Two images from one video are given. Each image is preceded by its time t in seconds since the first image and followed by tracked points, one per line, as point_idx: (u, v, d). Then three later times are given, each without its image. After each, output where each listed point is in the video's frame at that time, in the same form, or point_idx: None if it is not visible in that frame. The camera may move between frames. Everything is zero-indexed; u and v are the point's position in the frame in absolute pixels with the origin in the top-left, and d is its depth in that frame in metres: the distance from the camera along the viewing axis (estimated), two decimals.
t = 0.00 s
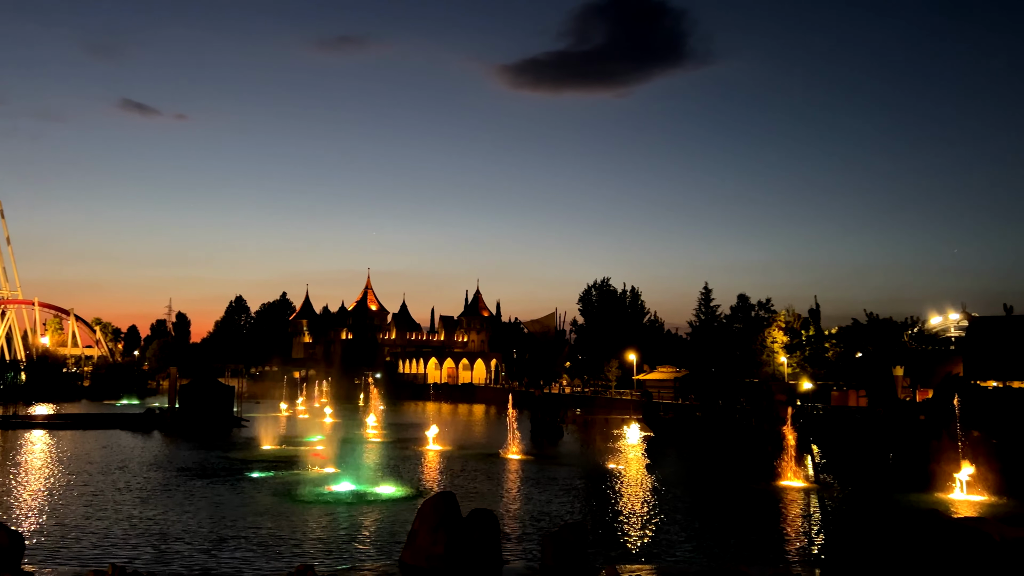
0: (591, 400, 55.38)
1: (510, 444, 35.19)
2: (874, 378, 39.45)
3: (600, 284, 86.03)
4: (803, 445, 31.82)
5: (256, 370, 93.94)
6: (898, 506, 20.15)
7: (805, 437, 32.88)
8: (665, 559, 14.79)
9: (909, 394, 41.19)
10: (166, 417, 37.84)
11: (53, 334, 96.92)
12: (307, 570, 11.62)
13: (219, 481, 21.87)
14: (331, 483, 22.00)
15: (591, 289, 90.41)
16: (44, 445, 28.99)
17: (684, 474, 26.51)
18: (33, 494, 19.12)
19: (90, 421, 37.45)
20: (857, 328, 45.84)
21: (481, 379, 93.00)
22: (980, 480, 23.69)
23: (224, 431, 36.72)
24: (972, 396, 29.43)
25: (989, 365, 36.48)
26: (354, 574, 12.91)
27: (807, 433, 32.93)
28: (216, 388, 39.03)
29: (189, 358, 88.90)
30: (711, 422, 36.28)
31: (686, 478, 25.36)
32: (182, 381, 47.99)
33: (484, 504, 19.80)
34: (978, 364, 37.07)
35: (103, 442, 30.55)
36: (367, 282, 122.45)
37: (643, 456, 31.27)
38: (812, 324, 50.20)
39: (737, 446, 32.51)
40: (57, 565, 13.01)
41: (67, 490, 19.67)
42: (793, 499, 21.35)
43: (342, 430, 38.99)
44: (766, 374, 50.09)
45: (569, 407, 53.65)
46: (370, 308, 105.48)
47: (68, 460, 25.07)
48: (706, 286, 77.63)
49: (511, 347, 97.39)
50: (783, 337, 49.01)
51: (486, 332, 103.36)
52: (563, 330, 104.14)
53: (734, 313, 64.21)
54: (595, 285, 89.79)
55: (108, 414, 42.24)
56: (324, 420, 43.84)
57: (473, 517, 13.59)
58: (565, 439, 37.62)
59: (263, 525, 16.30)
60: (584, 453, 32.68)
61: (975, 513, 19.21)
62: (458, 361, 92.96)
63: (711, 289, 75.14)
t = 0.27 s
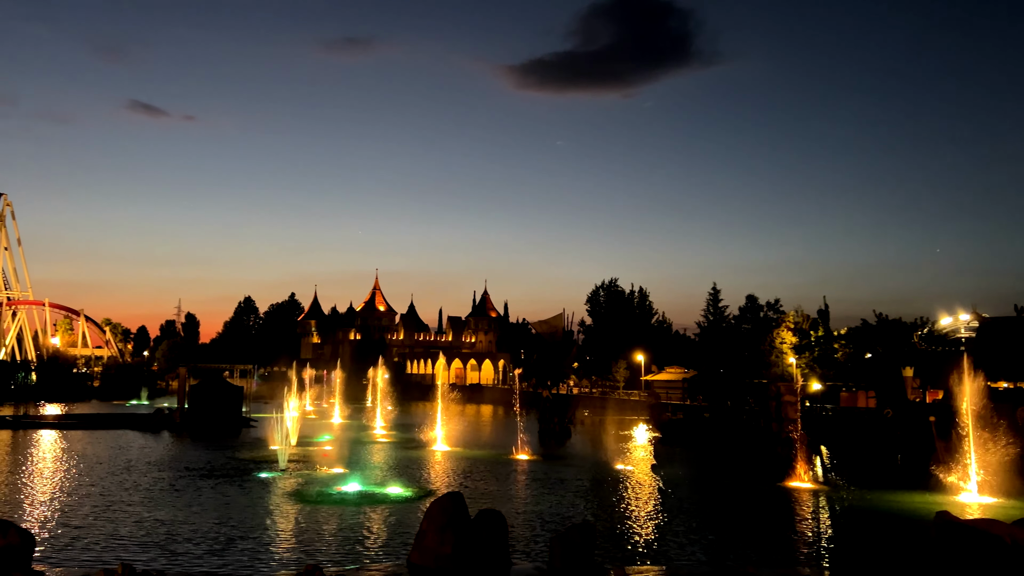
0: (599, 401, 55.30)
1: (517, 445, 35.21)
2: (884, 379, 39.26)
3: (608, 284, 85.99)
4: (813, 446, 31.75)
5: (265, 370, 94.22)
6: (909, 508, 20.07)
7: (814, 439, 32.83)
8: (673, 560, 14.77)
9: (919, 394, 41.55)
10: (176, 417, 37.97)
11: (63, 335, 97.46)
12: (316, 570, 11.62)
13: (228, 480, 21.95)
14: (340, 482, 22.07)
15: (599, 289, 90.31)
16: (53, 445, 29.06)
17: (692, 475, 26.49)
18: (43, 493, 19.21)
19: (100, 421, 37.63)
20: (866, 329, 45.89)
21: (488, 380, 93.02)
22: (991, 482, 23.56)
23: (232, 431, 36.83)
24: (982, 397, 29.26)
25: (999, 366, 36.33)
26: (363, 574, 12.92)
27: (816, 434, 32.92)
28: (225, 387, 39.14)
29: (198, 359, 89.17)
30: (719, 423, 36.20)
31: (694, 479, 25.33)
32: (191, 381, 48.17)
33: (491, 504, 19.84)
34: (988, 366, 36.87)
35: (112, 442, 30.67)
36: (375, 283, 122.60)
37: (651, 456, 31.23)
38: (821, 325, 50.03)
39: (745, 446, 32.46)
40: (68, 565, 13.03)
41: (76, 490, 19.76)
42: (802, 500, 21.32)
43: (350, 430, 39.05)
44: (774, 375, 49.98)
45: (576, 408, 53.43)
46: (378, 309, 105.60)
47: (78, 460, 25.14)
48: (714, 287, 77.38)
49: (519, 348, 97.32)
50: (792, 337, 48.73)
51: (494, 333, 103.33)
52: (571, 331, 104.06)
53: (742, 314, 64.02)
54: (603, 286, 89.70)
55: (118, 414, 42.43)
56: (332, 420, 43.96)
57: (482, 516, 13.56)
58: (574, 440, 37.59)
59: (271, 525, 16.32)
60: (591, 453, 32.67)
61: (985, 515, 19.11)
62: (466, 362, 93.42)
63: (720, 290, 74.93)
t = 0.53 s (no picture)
0: (607, 402, 55.18)
1: (525, 445, 35.25)
2: (893, 380, 39.14)
3: (616, 284, 85.83)
4: (821, 446, 31.69)
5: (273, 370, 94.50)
6: (918, 509, 20.00)
7: (822, 440, 32.80)
8: (680, 561, 14.77)
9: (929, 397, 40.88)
10: (184, 417, 38.13)
11: (73, 335, 97.96)
12: (324, 570, 11.65)
13: (236, 480, 22.02)
14: (347, 483, 22.11)
15: (606, 290, 90.22)
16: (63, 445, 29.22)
17: (700, 476, 26.42)
18: (53, 493, 19.32)
19: (110, 421, 37.83)
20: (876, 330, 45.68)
21: (496, 380, 93.08)
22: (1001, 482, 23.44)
23: (240, 431, 37.00)
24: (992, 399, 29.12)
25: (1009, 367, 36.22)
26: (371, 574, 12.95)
27: (824, 435, 32.89)
28: (233, 387, 39.29)
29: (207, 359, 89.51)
30: (727, 424, 36.11)
31: (702, 480, 25.30)
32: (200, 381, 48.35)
33: (498, 504, 19.86)
34: (998, 367, 36.71)
35: (121, 442, 30.84)
36: (382, 283, 122.76)
37: (658, 457, 31.22)
38: (830, 325, 49.83)
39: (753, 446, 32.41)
40: (77, 565, 13.10)
41: (86, 490, 19.85)
42: (810, 501, 21.26)
43: (358, 430, 39.19)
44: (783, 376, 49.79)
45: (583, 409, 53.51)
46: (386, 309, 105.68)
47: (87, 460, 25.27)
48: (722, 287, 77.19)
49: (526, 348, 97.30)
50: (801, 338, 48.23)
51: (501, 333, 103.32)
52: (578, 331, 104.01)
53: (751, 314, 63.81)
54: (610, 286, 89.63)
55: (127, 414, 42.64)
56: (340, 420, 44.08)
57: (489, 517, 13.56)
58: (581, 440, 37.60)
59: (279, 525, 16.37)
60: (598, 453, 32.67)
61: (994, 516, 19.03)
62: (474, 362, 93.66)
63: (728, 290, 74.73)
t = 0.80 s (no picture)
0: (615, 402, 55.10)
1: (532, 445, 35.29)
2: (903, 380, 39.04)
3: (623, 284, 85.68)
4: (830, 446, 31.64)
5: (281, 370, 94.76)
6: (929, 510, 19.94)
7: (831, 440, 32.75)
8: (688, 560, 14.80)
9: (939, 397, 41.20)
10: (193, 417, 38.26)
11: (82, 335, 98.38)
12: (332, 570, 11.67)
13: (244, 480, 22.08)
14: (356, 482, 22.15)
15: (614, 289, 90.12)
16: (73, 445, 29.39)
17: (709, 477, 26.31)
18: (63, 492, 19.39)
19: (119, 421, 37.99)
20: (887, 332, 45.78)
21: (504, 380, 93.20)
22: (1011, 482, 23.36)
23: (248, 430, 37.13)
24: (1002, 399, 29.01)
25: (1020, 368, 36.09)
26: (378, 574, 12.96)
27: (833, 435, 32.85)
28: (241, 387, 39.41)
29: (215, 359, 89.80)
30: (735, 425, 36.02)
31: (710, 480, 25.29)
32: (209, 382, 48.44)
33: (506, 504, 19.92)
34: (1008, 368, 36.59)
35: (130, 442, 30.96)
36: (390, 284, 122.90)
37: (666, 457, 31.19)
38: (838, 326, 49.68)
39: (761, 446, 32.37)
40: (88, 563, 13.17)
41: (96, 489, 19.91)
42: (820, 502, 21.23)
43: (367, 430, 39.30)
44: (791, 376, 49.61)
45: (591, 409, 53.58)
46: (394, 309, 105.77)
47: (97, 460, 25.39)
48: (730, 287, 77.01)
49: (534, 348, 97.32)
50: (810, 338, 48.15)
51: (509, 333, 103.36)
52: (585, 331, 103.94)
53: (759, 315, 63.64)
54: (618, 286, 89.56)
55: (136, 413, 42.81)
56: (348, 420, 44.10)
57: (497, 517, 13.60)
58: (589, 440, 37.60)
59: (288, 525, 16.41)
60: (606, 453, 32.67)
61: (1004, 517, 18.98)
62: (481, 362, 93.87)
63: (736, 290, 74.56)
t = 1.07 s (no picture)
0: (623, 402, 55.04)
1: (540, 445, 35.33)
2: (913, 380, 38.92)
3: (631, 284, 85.52)
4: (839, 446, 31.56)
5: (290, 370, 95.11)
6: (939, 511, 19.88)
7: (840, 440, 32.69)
8: (697, 560, 14.79)
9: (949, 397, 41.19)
10: (202, 416, 38.43)
11: (93, 335, 98.93)
12: (340, 570, 11.71)
13: (254, 479, 22.15)
14: (364, 482, 22.22)
15: (622, 289, 90.00)
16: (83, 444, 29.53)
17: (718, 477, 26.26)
18: (75, 491, 19.49)
19: (129, 420, 38.19)
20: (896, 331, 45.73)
21: (512, 380, 93.39)
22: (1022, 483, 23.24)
23: (257, 430, 37.29)
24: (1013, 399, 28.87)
25: None
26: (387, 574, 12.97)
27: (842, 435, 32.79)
28: (250, 387, 39.57)
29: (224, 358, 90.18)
30: (744, 425, 35.92)
31: (718, 480, 25.26)
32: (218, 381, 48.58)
33: (514, 504, 19.95)
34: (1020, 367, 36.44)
35: (140, 441, 31.12)
36: (398, 283, 123.14)
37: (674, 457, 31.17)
38: (848, 325, 49.50)
39: (770, 445, 32.30)
40: (98, 562, 13.23)
41: (107, 488, 20.00)
42: (829, 502, 21.19)
43: (375, 430, 39.42)
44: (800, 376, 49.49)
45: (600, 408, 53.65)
46: (402, 309, 105.97)
47: (107, 459, 25.51)
48: (739, 287, 76.80)
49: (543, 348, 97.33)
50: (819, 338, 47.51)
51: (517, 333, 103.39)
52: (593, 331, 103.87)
53: (768, 314, 63.46)
54: (626, 285, 89.46)
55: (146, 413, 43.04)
56: (357, 420, 44.16)
57: (505, 516, 13.62)
58: (597, 440, 37.62)
59: (297, 524, 16.46)
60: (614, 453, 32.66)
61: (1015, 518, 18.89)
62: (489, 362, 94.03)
63: (745, 290, 74.35)
